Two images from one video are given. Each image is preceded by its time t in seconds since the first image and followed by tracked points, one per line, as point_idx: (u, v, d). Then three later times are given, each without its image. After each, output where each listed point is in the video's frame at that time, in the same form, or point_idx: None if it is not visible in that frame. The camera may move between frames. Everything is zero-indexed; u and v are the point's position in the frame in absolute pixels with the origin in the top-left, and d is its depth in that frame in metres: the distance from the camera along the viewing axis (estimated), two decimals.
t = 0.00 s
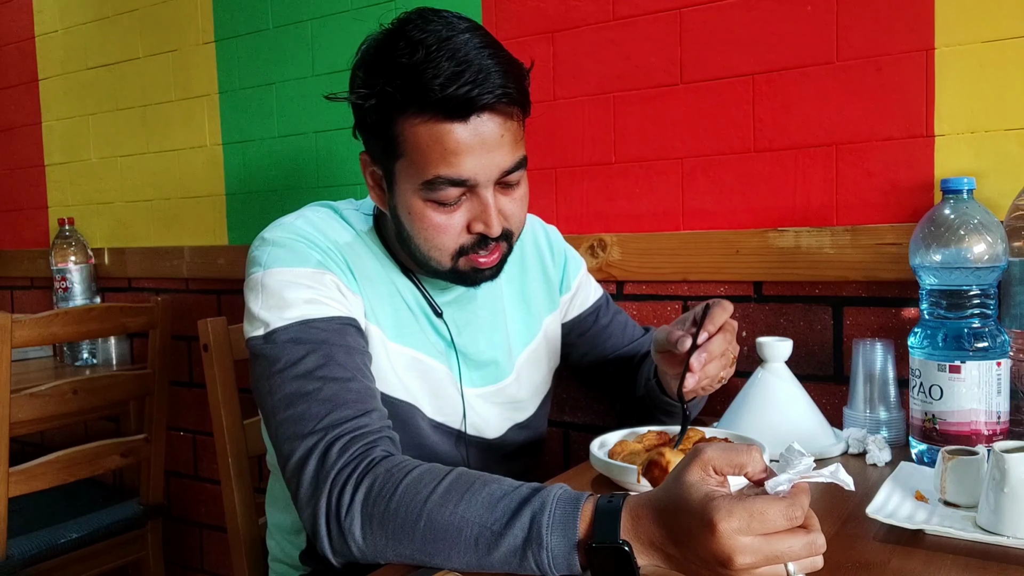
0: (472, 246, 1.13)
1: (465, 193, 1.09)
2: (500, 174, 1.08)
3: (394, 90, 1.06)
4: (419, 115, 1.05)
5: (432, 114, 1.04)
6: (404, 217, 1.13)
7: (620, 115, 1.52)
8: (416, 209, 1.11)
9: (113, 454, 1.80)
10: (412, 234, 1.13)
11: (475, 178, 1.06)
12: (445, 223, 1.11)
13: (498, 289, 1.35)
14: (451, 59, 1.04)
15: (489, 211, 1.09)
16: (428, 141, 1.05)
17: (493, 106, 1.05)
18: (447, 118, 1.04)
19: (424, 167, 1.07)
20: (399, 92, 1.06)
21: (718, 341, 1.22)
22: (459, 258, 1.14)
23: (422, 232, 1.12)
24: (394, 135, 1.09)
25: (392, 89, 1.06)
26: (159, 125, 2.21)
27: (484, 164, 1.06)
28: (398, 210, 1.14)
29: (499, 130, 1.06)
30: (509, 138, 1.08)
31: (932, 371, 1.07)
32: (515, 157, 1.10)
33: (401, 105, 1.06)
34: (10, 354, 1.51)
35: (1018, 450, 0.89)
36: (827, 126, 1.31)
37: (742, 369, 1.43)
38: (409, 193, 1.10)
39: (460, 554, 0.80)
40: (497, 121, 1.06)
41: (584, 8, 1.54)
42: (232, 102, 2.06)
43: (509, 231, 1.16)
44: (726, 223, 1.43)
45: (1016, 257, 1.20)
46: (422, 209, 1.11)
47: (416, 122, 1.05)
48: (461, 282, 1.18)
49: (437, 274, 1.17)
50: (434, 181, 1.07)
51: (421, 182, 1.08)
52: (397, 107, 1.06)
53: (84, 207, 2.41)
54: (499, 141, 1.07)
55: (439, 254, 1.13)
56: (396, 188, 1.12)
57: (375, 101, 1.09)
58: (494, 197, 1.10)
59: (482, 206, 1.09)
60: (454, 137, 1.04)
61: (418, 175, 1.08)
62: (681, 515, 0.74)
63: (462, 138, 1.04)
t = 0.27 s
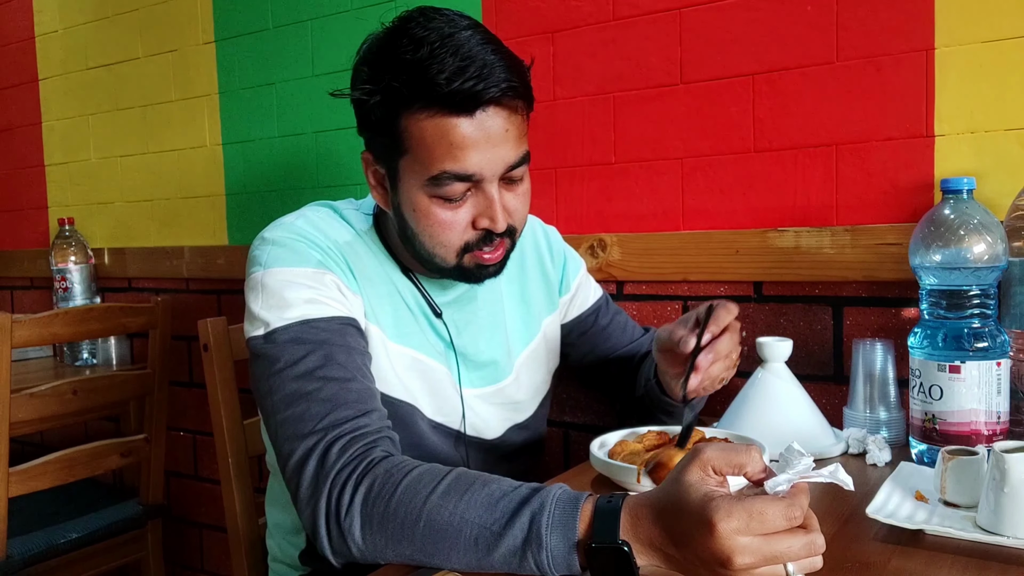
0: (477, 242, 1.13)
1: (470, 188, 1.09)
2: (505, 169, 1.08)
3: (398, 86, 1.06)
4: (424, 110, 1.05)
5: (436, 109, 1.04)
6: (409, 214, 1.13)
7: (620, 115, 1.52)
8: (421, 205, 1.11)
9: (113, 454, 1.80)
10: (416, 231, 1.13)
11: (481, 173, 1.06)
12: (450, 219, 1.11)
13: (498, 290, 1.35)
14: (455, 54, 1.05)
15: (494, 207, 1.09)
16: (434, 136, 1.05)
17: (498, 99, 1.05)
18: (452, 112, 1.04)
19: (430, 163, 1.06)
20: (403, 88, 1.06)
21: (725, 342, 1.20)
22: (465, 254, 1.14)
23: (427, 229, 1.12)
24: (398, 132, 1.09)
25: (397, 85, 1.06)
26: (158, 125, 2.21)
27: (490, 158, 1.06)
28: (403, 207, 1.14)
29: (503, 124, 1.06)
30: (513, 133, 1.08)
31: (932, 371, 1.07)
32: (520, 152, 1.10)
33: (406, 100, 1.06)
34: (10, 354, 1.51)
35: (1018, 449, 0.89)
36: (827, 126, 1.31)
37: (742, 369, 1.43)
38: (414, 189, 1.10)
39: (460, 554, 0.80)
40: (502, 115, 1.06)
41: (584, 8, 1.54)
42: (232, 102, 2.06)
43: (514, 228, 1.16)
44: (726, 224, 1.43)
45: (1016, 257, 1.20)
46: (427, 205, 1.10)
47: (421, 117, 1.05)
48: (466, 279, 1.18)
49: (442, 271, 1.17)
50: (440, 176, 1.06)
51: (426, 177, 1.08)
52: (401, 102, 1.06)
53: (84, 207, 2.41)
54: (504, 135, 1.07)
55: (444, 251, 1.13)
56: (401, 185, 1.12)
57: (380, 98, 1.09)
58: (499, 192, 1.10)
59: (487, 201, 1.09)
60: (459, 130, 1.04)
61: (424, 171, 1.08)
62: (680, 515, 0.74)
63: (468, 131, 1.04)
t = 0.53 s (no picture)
0: (507, 229, 1.14)
1: (502, 173, 1.09)
2: (536, 152, 1.10)
3: (428, 72, 1.07)
4: (459, 93, 1.06)
5: (473, 92, 1.06)
6: (437, 204, 1.13)
7: (620, 115, 1.52)
8: (452, 193, 1.11)
9: (113, 454, 1.80)
10: (444, 221, 1.13)
11: (514, 156, 1.08)
12: (481, 205, 1.11)
13: (503, 289, 1.35)
14: (484, 41, 1.07)
15: (526, 190, 1.10)
16: (469, 120, 1.06)
17: (528, 82, 1.08)
18: (488, 94, 1.06)
19: (463, 147, 1.07)
20: (436, 73, 1.07)
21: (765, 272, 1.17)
22: (494, 242, 1.14)
23: (457, 217, 1.12)
24: (429, 119, 1.09)
25: (429, 71, 1.07)
26: (159, 125, 2.21)
27: (521, 141, 1.07)
28: (430, 198, 1.14)
29: (532, 107, 1.09)
30: (540, 117, 1.11)
31: (932, 371, 1.07)
32: (547, 136, 1.12)
33: (439, 85, 1.07)
34: (9, 354, 1.51)
35: (1019, 449, 0.89)
36: (827, 126, 1.31)
37: (742, 369, 1.43)
38: (446, 176, 1.10)
39: (460, 554, 0.80)
40: (531, 98, 1.09)
41: (584, 8, 1.54)
42: (232, 102, 2.06)
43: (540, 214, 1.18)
44: (726, 224, 1.43)
45: (1016, 257, 1.20)
46: (459, 193, 1.11)
47: (455, 100, 1.06)
48: (492, 271, 1.18)
49: (467, 264, 1.17)
50: (475, 160, 1.07)
51: (460, 163, 1.08)
52: (434, 88, 1.07)
53: (84, 208, 2.41)
54: (533, 119, 1.09)
55: (474, 239, 1.13)
56: (430, 174, 1.12)
57: (410, 85, 1.10)
58: (529, 176, 1.11)
59: (518, 186, 1.10)
60: (494, 112, 1.05)
61: (457, 156, 1.08)
62: (681, 516, 0.74)
63: (502, 114, 1.06)
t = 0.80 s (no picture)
0: (541, 218, 1.15)
1: (537, 160, 1.11)
2: (567, 139, 1.12)
3: (462, 63, 1.08)
4: (494, 81, 1.07)
5: (508, 78, 1.07)
6: (472, 197, 1.13)
7: (621, 115, 1.52)
8: (488, 183, 1.12)
9: (113, 454, 1.80)
10: (479, 213, 1.14)
11: (548, 142, 1.09)
12: (516, 193, 1.12)
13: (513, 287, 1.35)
14: (518, 31, 1.09)
15: (559, 177, 1.12)
16: (505, 108, 1.07)
17: (557, 68, 1.10)
18: (523, 80, 1.07)
19: (499, 135, 1.08)
20: (470, 63, 1.07)
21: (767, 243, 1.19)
22: (529, 232, 1.15)
23: (493, 208, 1.13)
24: (464, 111, 1.10)
25: (461, 62, 1.08)
26: (159, 125, 2.21)
27: (555, 127, 1.09)
28: (464, 191, 1.14)
29: (561, 94, 1.11)
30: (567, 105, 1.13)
31: (932, 371, 1.07)
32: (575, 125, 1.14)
33: (473, 75, 1.08)
34: (9, 354, 1.51)
35: (1019, 449, 0.89)
36: (827, 126, 1.31)
37: (742, 369, 1.43)
38: (482, 167, 1.11)
39: (460, 555, 0.80)
40: (559, 85, 1.11)
41: (584, 8, 1.54)
42: (232, 102, 2.06)
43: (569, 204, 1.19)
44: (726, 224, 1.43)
45: (1016, 257, 1.20)
46: (495, 183, 1.12)
47: (491, 88, 1.07)
48: (527, 263, 1.19)
49: (500, 258, 1.17)
50: (511, 147, 1.08)
51: (496, 152, 1.09)
52: (470, 79, 1.08)
53: (84, 207, 2.41)
54: (562, 106, 1.11)
55: (510, 230, 1.14)
56: (464, 167, 1.13)
57: (446, 74, 1.09)
58: (561, 164, 1.13)
59: (551, 172, 1.12)
60: (528, 100, 1.07)
61: (493, 145, 1.09)
62: (680, 515, 0.74)
63: (536, 101, 1.07)
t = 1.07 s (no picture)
0: (606, 239, 1.15)
1: (615, 183, 1.10)
2: (642, 164, 1.11)
3: (556, 79, 1.05)
4: (587, 103, 1.05)
5: (600, 102, 1.05)
6: (548, 213, 1.12)
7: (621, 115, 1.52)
8: (566, 202, 1.11)
9: (113, 454, 1.80)
10: (552, 230, 1.13)
11: (629, 167, 1.09)
12: (591, 215, 1.12)
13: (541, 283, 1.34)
14: (608, 52, 1.07)
15: (632, 202, 1.12)
16: (595, 131, 1.05)
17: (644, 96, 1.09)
18: (615, 106, 1.06)
19: (587, 155, 1.07)
20: (565, 81, 1.04)
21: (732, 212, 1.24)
22: (595, 254, 1.15)
23: (566, 227, 1.12)
24: (552, 129, 1.07)
25: (556, 80, 1.05)
26: (159, 125, 2.21)
27: (638, 152, 1.09)
28: (539, 206, 1.12)
29: (643, 121, 1.10)
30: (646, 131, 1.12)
31: (932, 371, 1.07)
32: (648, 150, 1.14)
33: (567, 95, 1.05)
34: (9, 354, 1.51)
35: (1019, 450, 0.89)
36: (827, 126, 1.31)
37: (743, 369, 1.43)
38: (564, 185, 1.10)
39: (461, 558, 0.80)
40: (643, 113, 1.10)
41: (584, 8, 1.54)
42: (232, 102, 2.06)
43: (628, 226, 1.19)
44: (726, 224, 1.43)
45: (1016, 257, 1.20)
46: (570, 201, 1.11)
47: (583, 110, 1.05)
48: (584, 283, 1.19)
49: (560, 277, 1.16)
50: (596, 169, 1.07)
51: (580, 172, 1.08)
52: (563, 98, 1.05)
53: (84, 207, 2.41)
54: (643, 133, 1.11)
55: (577, 249, 1.13)
56: (544, 183, 1.11)
57: (544, 88, 1.05)
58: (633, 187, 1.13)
59: (624, 197, 1.12)
60: (614, 124, 1.06)
61: (579, 165, 1.08)
62: (681, 515, 0.74)
63: (622, 126, 1.07)
